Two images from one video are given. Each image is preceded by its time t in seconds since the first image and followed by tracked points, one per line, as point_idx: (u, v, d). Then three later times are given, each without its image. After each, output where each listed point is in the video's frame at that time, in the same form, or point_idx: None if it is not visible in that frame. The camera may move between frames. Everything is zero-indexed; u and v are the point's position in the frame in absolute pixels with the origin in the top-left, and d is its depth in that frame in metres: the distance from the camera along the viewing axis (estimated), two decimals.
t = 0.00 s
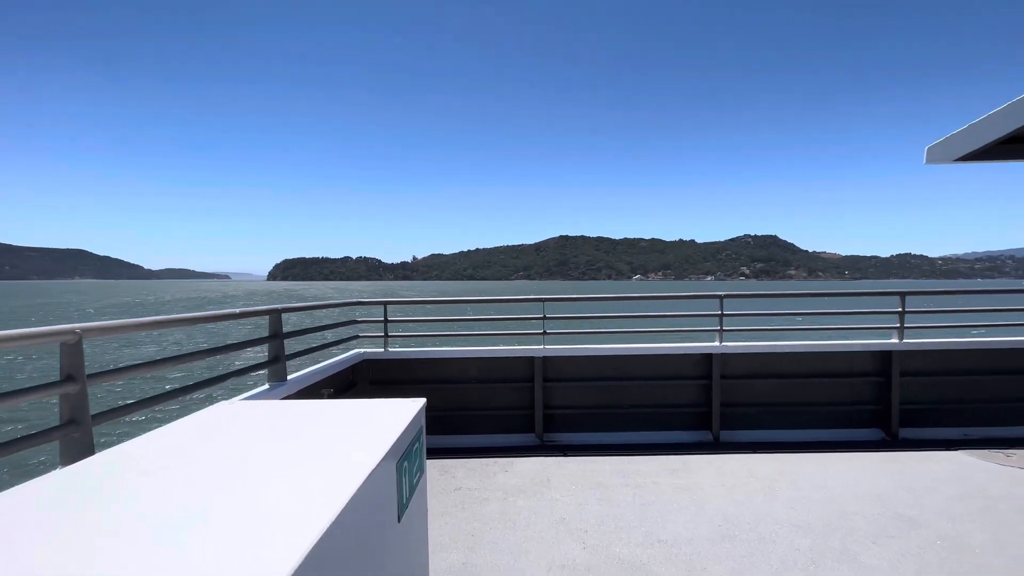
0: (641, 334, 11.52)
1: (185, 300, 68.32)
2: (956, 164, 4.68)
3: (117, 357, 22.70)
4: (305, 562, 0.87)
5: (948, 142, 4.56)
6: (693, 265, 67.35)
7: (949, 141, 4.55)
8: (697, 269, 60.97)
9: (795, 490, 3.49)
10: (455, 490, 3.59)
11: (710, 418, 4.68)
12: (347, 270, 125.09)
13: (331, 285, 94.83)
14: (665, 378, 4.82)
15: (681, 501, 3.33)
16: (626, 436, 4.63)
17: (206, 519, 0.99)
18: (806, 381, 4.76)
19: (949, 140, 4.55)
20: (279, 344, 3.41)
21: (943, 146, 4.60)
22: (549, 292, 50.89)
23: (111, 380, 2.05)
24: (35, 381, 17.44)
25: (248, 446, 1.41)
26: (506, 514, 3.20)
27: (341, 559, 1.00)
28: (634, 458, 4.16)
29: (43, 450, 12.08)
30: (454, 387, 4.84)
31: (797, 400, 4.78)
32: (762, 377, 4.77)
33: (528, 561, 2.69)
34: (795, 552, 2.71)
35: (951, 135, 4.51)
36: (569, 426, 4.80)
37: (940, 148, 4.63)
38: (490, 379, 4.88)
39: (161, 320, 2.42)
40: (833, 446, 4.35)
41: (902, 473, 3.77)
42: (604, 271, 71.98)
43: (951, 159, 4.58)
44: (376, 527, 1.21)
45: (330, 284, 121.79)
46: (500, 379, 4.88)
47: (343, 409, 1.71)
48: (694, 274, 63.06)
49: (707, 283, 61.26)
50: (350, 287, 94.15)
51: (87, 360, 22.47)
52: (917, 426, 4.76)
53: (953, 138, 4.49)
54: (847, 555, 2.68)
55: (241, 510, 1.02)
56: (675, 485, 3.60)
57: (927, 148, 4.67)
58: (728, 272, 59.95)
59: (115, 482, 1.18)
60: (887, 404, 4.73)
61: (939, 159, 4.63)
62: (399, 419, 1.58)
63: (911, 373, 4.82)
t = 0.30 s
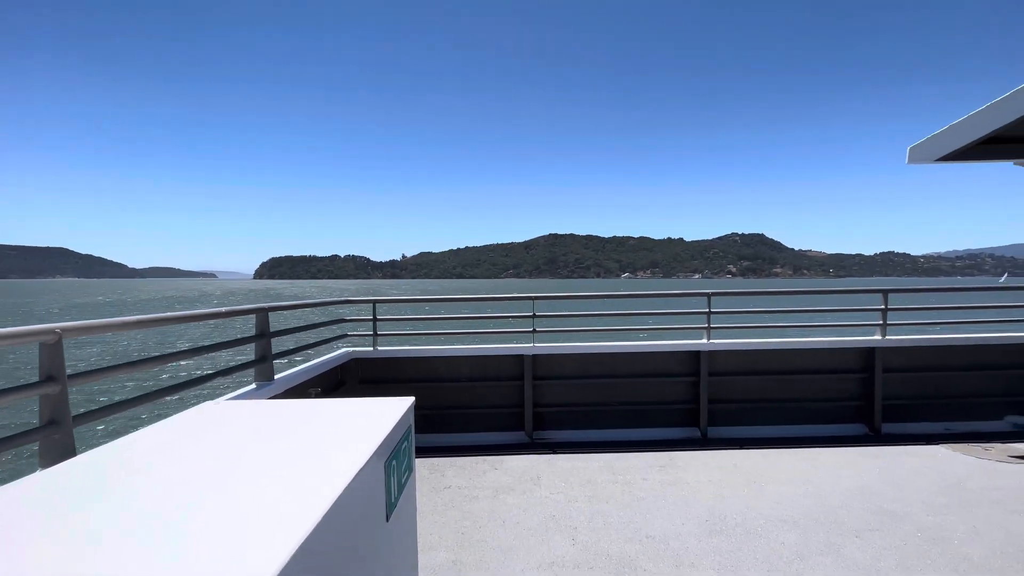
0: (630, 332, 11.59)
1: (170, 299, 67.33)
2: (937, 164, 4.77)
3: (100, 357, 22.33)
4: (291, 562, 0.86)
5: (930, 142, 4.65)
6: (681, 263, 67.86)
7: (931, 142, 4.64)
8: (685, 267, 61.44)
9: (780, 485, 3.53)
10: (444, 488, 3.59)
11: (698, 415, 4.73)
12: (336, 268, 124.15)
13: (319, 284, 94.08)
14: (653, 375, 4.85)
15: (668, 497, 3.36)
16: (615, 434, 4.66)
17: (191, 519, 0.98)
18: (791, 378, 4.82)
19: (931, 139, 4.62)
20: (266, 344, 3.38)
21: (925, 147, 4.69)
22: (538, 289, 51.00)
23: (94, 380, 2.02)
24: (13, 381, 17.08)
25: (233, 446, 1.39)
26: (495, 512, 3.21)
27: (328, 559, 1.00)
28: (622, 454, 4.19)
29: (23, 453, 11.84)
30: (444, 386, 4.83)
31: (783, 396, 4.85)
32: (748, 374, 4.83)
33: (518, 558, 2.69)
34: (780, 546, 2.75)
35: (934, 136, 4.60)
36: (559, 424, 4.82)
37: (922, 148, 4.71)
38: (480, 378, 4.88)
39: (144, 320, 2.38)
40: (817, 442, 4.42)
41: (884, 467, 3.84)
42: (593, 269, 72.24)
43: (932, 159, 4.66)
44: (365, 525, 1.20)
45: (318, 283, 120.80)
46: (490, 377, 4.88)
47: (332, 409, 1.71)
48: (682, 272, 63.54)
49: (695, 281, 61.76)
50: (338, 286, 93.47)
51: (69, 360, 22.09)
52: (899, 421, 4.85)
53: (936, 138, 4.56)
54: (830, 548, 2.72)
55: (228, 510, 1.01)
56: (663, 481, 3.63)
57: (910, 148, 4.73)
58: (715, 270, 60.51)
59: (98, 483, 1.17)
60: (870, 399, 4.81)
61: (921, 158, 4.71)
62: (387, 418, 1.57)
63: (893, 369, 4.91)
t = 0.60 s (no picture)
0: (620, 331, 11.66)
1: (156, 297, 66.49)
2: (921, 164, 4.84)
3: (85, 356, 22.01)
4: (277, 563, 0.85)
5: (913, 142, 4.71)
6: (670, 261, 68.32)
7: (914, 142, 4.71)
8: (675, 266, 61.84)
9: (768, 481, 3.57)
10: (435, 487, 3.58)
11: (688, 412, 4.77)
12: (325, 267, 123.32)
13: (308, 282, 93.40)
14: (643, 373, 4.88)
15: (658, 494, 3.39)
16: (605, 431, 4.68)
17: (177, 519, 0.97)
18: (779, 375, 4.87)
19: (915, 139, 4.68)
20: (254, 343, 3.35)
21: (908, 147, 4.75)
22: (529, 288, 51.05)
23: (77, 380, 1.98)
24: None
25: (220, 446, 1.37)
26: (486, 511, 3.21)
27: (315, 559, 0.99)
28: (612, 452, 4.21)
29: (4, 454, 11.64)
30: (434, 384, 4.82)
31: (771, 393, 4.90)
32: (738, 371, 4.86)
33: (508, 556, 2.70)
34: (767, 541, 2.78)
35: (918, 136, 4.67)
36: (549, 422, 4.83)
37: (906, 148, 4.77)
38: (471, 376, 4.87)
39: (129, 319, 2.34)
40: (804, 438, 4.47)
41: (869, 462, 3.89)
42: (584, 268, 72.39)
43: (916, 159, 4.73)
44: (354, 524, 1.20)
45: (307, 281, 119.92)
46: (480, 376, 4.87)
47: (320, 408, 1.69)
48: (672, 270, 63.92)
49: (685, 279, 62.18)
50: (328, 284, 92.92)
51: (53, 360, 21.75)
52: (884, 417, 4.92)
53: (920, 138, 4.62)
54: (816, 543, 2.76)
55: (216, 510, 1.00)
56: (653, 478, 3.66)
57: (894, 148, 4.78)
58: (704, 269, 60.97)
59: (80, 482, 1.15)
60: (856, 396, 4.88)
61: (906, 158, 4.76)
62: (375, 417, 1.56)
63: (879, 366, 4.98)
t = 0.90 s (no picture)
0: (611, 329, 11.72)
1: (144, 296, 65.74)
2: (907, 164, 4.90)
3: (71, 355, 21.72)
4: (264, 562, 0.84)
5: (900, 142, 4.78)
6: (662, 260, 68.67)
7: (901, 142, 4.77)
8: (666, 264, 62.17)
9: (757, 478, 3.60)
10: (426, 486, 3.57)
11: (678, 410, 4.80)
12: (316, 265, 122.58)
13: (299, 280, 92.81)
14: (635, 371, 4.90)
15: (648, 491, 3.41)
16: (596, 429, 4.70)
17: (161, 517, 0.96)
18: (769, 373, 4.91)
19: (903, 139, 4.74)
20: (243, 341, 3.32)
21: (896, 146, 4.81)
22: (521, 286, 51.10)
23: (61, 379, 1.96)
24: None
25: (206, 444, 1.35)
26: (477, 509, 3.21)
27: (301, 558, 0.98)
28: (603, 449, 4.23)
29: None
30: (426, 383, 4.81)
31: (760, 391, 4.94)
32: (728, 369, 4.90)
33: (499, 554, 2.70)
34: (756, 537, 2.81)
35: (905, 135, 4.73)
36: (541, 420, 4.84)
37: (893, 148, 4.83)
38: (462, 375, 4.87)
39: (115, 317, 2.32)
40: (793, 435, 4.51)
41: (857, 459, 3.94)
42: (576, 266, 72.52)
43: (903, 159, 4.80)
44: (342, 522, 1.20)
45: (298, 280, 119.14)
46: (472, 374, 4.87)
47: (311, 406, 1.68)
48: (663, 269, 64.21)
49: (676, 278, 62.52)
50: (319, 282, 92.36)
51: (38, 359, 21.46)
52: (872, 414, 4.98)
53: (907, 138, 4.68)
54: (803, 538, 2.79)
55: (214, 507, 0.99)
56: (643, 475, 3.68)
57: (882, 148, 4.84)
58: (695, 267, 61.37)
59: (61, 480, 1.12)
60: (844, 393, 4.94)
61: (893, 158, 4.82)
62: (364, 416, 1.55)
63: (867, 364, 5.03)
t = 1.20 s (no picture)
0: (604, 327, 11.75)
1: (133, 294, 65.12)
2: (897, 163, 4.95)
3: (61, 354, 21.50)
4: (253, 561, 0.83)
5: (890, 142, 4.81)
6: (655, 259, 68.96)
7: (891, 141, 4.81)
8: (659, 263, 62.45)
9: (749, 475, 3.62)
10: (419, 485, 3.56)
11: (671, 408, 4.82)
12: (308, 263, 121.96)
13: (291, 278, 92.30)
14: (627, 370, 4.91)
15: (640, 489, 3.42)
16: (589, 428, 4.71)
17: (147, 517, 0.94)
18: (760, 371, 4.94)
19: (893, 140, 4.77)
20: (233, 340, 3.30)
21: (886, 146, 4.85)
22: (515, 285, 51.14)
23: (48, 378, 1.93)
24: None
25: (193, 444, 1.33)
26: (469, 507, 3.21)
27: (290, 558, 0.97)
28: (596, 448, 4.24)
29: None
30: (418, 381, 4.79)
31: (752, 389, 4.97)
32: (720, 368, 4.92)
33: (491, 553, 2.70)
34: (747, 534, 2.83)
35: (895, 135, 4.76)
36: (534, 418, 4.84)
37: (883, 148, 4.87)
38: (455, 373, 4.86)
39: (103, 315, 2.29)
40: (784, 433, 4.55)
41: (847, 456, 3.97)
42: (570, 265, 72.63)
43: (893, 159, 4.84)
44: (331, 521, 1.19)
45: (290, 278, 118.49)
46: (465, 373, 4.86)
47: (302, 405, 1.67)
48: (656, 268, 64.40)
49: (669, 276, 62.78)
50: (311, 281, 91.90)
51: (25, 357, 21.15)
52: (862, 412, 5.03)
53: (897, 138, 4.71)
54: (793, 535, 2.81)
55: (208, 506, 0.98)
56: (636, 473, 3.69)
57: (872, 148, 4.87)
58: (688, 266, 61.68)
59: (46, 480, 1.10)
60: (834, 391, 4.98)
61: (884, 157, 4.87)
62: (354, 415, 1.53)
63: (857, 362, 5.07)
